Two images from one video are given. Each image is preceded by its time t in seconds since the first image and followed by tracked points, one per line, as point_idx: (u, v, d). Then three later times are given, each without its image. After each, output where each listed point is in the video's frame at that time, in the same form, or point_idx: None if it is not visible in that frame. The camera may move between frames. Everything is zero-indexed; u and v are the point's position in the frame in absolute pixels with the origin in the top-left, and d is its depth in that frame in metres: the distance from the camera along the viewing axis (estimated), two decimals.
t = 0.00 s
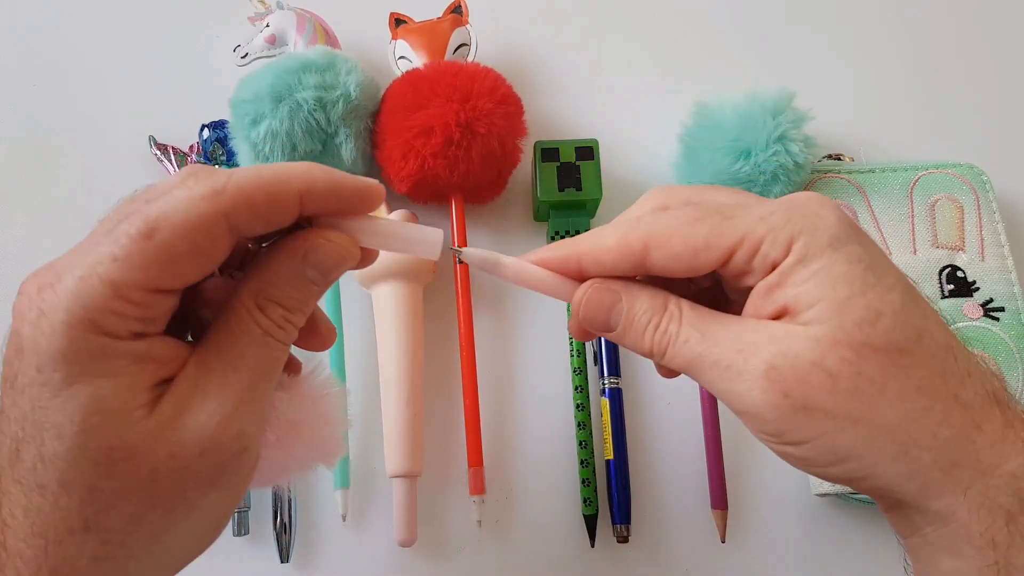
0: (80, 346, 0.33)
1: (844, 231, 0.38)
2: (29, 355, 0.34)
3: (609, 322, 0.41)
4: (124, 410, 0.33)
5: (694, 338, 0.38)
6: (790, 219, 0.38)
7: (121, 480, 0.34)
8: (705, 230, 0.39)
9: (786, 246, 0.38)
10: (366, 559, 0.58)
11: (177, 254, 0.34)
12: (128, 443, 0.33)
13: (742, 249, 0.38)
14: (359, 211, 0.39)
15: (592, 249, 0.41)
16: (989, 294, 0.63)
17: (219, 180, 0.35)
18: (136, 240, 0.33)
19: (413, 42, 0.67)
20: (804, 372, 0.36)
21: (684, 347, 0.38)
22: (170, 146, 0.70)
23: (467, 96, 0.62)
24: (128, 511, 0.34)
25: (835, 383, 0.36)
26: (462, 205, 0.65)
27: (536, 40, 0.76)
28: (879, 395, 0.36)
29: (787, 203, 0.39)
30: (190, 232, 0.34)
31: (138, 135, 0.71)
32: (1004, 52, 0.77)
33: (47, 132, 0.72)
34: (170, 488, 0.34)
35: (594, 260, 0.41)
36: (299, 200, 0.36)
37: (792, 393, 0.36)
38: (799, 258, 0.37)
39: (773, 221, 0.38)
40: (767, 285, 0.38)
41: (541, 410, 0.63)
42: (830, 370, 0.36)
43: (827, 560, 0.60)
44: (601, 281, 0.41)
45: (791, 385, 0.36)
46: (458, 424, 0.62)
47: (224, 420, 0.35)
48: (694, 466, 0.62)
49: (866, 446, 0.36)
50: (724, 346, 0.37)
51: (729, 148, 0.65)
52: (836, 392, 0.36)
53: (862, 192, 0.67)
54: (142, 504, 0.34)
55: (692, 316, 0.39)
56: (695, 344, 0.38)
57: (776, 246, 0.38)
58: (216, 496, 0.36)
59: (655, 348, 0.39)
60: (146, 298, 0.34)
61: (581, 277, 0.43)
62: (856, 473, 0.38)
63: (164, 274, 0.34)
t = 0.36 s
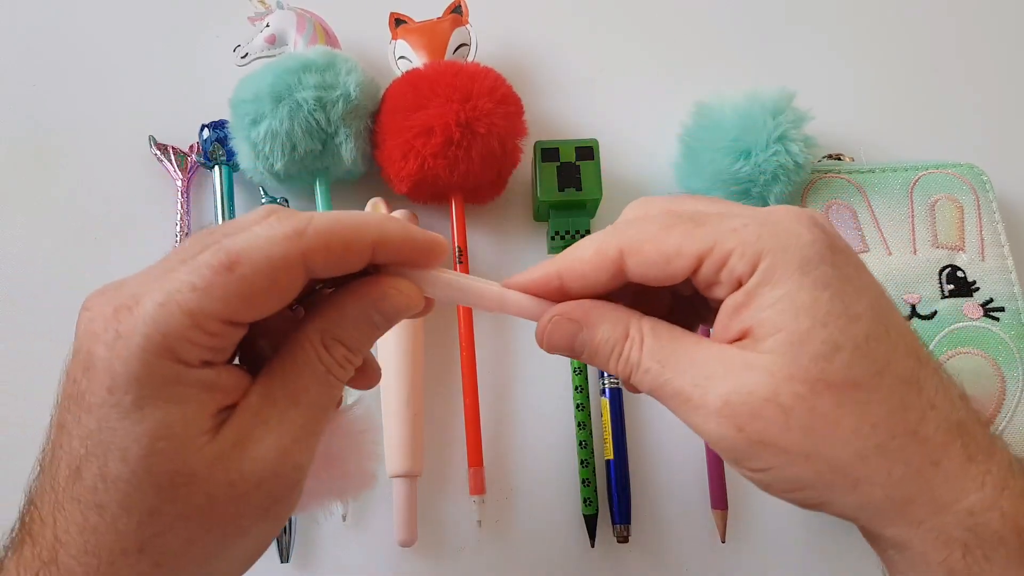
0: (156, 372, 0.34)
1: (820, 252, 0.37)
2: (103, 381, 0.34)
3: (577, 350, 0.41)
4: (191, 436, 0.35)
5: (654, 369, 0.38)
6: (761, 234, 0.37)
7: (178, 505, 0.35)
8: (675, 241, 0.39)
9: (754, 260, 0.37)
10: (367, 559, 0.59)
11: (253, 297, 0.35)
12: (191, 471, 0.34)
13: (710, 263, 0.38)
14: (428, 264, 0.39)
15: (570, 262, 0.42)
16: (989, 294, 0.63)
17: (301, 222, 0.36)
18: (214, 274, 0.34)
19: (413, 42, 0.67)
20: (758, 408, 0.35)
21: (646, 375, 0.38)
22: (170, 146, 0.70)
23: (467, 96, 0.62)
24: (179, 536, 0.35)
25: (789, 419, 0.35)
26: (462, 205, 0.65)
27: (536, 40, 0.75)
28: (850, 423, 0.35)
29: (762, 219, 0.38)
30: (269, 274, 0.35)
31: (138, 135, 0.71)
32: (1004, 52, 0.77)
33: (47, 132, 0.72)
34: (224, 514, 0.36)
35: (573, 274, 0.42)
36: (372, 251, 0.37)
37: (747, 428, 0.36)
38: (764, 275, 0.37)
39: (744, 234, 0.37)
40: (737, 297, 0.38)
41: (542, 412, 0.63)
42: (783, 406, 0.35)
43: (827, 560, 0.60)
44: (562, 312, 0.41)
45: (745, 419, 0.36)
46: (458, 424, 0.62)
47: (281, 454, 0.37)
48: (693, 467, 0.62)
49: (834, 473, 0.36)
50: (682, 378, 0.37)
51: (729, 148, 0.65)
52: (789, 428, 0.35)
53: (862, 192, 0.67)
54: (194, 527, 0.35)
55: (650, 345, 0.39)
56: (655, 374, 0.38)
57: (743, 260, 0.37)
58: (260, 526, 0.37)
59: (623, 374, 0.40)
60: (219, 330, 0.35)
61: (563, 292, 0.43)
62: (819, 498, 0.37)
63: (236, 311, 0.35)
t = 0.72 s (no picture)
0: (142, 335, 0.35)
1: (804, 251, 0.37)
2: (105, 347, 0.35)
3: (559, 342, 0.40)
4: (177, 403, 0.34)
5: (636, 361, 0.38)
6: (746, 233, 0.38)
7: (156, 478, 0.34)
8: (659, 235, 0.39)
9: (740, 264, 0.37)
10: (367, 558, 0.59)
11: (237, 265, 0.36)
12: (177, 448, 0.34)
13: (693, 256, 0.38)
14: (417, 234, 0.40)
15: (552, 252, 0.41)
16: (989, 294, 0.63)
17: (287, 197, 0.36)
18: (204, 244, 0.35)
19: (413, 42, 0.67)
20: (744, 403, 0.35)
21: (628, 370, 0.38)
22: (170, 146, 0.70)
23: (468, 96, 0.62)
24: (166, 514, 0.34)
25: (771, 415, 0.35)
26: (462, 205, 0.65)
27: (536, 40, 0.75)
28: (835, 422, 0.36)
29: (746, 218, 0.38)
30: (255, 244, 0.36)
31: (138, 135, 0.71)
32: (1004, 52, 0.77)
33: (48, 132, 0.72)
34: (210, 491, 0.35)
35: (557, 267, 0.41)
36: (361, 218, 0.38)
37: (731, 423, 0.35)
38: (748, 274, 0.37)
39: (728, 234, 0.38)
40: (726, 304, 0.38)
41: (542, 412, 0.63)
42: (767, 402, 0.35)
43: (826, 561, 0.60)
44: (547, 301, 0.40)
45: (728, 414, 0.35)
46: (458, 424, 0.62)
47: (270, 433, 0.35)
48: (693, 468, 0.62)
49: (822, 468, 0.36)
50: (666, 372, 0.37)
51: (729, 148, 0.65)
52: (772, 425, 0.35)
53: (863, 192, 0.67)
54: (173, 506, 0.34)
55: (632, 341, 0.38)
56: (638, 368, 0.38)
57: (727, 258, 0.37)
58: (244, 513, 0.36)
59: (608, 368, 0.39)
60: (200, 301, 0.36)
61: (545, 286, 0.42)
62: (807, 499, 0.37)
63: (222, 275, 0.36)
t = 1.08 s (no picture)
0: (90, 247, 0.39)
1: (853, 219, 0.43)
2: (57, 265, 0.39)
3: (627, 287, 0.41)
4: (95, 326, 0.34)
5: (734, 295, 0.37)
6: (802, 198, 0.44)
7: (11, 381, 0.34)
8: (722, 180, 0.46)
9: (800, 212, 0.43)
10: (366, 559, 0.58)
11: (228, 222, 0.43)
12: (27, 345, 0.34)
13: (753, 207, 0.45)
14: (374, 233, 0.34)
15: (614, 177, 0.48)
16: (989, 294, 0.63)
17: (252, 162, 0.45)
18: (178, 193, 0.43)
19: (413, 41, 0.67)
20: (858, 326, 0.36)
21: (719, 300, 0.37)
22: (170, 146, 0.70)
23: (467, 96, 0.62)
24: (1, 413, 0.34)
25: (886, 339, 0.36)
26: (461, 205, 0.65)
27: (535, 40, 0.75)
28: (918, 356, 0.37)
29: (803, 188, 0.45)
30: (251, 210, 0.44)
31: (137, 135, 0.71)
32: (1005, 52, 0.77)
33: (46, 132, 0.71)
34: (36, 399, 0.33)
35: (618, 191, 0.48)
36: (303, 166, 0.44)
37: (851, 341, 0.36)
38: (812, 230, 0.42)
39: (787, 194, 0.44)
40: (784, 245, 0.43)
41: (542, 412, 0.63)
42: (880, 327, 0.36)
43: (826, 561, 0.60)
44: (620, 248, 0.42)
45: (848, 333, 0.36)
46: (458, 425, 0.62)
47: (49, 321, 0.32)
48: (692, 468, 0.62)
49: (922, 401, 0.37)
50: (775, 302, 0.37)
51: (729, 149, 0.65)
52: (888, 347, 0.36)
53: (863, 193, 0.67)
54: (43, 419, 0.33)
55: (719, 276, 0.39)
56: (737, 298, 0.37)
57: (790, 211, 0.43)
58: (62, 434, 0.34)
59: (679, 305, 0.38)
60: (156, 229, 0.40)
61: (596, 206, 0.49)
62: (897, 446, 0.38)
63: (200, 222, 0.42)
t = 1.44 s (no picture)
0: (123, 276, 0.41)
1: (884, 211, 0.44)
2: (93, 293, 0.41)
3: (666, 267, 0.40)
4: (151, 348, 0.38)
5: (779, 275, 0.37)
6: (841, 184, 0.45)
7: (109, 406, 0.37)
8: (766, 161, 0.47)
9: (840, 196, 0.44)
10: (365, 559, 0.58)
11: (251, 231, 0.47)
12: (132, 378, 0.37)
13: (793, 189, 0.46)
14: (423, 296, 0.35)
15: (655, 150, 0.49)
16: (989, 294, 0.63)
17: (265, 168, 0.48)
18: (196, 205, 0.45)
19: (413, 42, 0.67)
20: (902, 308, 0.38)
21: (764, 278, 0.37)
22: (170, 146, 0.70)
23: (468, 95, 0.62)
24: (98, 440, 0.37)
25: (926, 321, 0.38)
26: (462, 205, 0.65)
27: (536, 39, 0.76)
28: (951, 339, 0.38)
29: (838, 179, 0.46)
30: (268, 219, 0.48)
31: (137, 135, 0.71)
32: (1007, 52, 0.77)
33: (45, 132, 0.71)
34: (144, 433, 0.37)
35: (662, 164, 0.49)
36: (314, 181, 0.48)
37: (897, 324, 0.37)
38: (852, 216, 0.43)
39: (826, 180, 0.45)
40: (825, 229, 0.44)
41: (541, 413, 0.63)
42: (919, 309, 0.38)
43: (827, 560, 0.59)
44: (657, 227, 0.40)
45: (893, 316, 0.37)
46: (458, 424, 0.62)
47: (207, 389, 0.35)
48: (692, 467, 0.62)
49: (957, 385, 0.38)
50: (824, 281, 0.37)
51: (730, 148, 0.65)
52: (928, 330, 0.38)
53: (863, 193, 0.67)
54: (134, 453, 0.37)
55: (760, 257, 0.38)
56: (781, 279, 0.37)
57: (832, 197, 0.44)
58: (166, 471, 0.38)
59: (721, 285, 0.38)
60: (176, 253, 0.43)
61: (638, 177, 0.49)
62: (936, 427, 0.39)
63: (227, 234, 0.46)
